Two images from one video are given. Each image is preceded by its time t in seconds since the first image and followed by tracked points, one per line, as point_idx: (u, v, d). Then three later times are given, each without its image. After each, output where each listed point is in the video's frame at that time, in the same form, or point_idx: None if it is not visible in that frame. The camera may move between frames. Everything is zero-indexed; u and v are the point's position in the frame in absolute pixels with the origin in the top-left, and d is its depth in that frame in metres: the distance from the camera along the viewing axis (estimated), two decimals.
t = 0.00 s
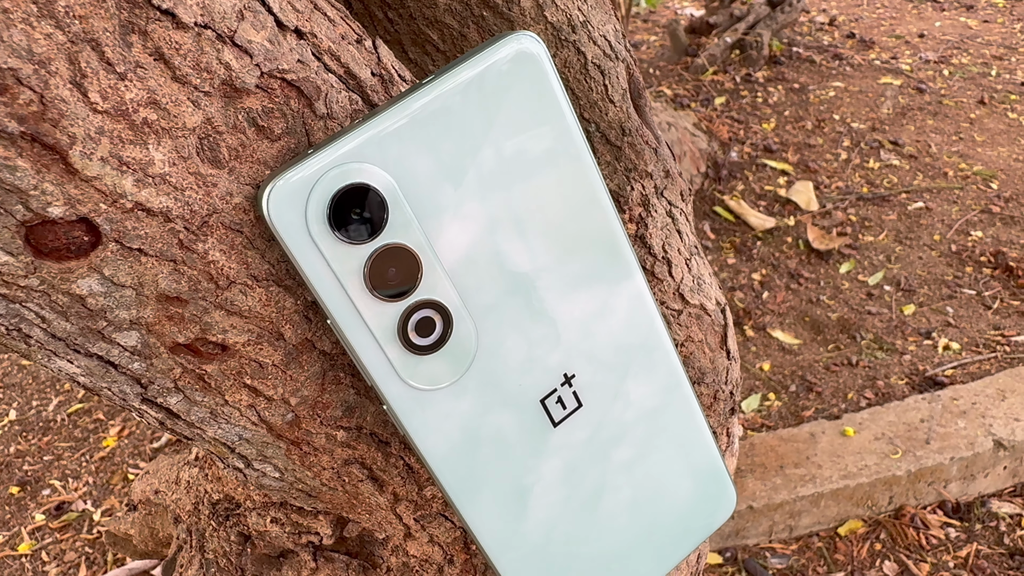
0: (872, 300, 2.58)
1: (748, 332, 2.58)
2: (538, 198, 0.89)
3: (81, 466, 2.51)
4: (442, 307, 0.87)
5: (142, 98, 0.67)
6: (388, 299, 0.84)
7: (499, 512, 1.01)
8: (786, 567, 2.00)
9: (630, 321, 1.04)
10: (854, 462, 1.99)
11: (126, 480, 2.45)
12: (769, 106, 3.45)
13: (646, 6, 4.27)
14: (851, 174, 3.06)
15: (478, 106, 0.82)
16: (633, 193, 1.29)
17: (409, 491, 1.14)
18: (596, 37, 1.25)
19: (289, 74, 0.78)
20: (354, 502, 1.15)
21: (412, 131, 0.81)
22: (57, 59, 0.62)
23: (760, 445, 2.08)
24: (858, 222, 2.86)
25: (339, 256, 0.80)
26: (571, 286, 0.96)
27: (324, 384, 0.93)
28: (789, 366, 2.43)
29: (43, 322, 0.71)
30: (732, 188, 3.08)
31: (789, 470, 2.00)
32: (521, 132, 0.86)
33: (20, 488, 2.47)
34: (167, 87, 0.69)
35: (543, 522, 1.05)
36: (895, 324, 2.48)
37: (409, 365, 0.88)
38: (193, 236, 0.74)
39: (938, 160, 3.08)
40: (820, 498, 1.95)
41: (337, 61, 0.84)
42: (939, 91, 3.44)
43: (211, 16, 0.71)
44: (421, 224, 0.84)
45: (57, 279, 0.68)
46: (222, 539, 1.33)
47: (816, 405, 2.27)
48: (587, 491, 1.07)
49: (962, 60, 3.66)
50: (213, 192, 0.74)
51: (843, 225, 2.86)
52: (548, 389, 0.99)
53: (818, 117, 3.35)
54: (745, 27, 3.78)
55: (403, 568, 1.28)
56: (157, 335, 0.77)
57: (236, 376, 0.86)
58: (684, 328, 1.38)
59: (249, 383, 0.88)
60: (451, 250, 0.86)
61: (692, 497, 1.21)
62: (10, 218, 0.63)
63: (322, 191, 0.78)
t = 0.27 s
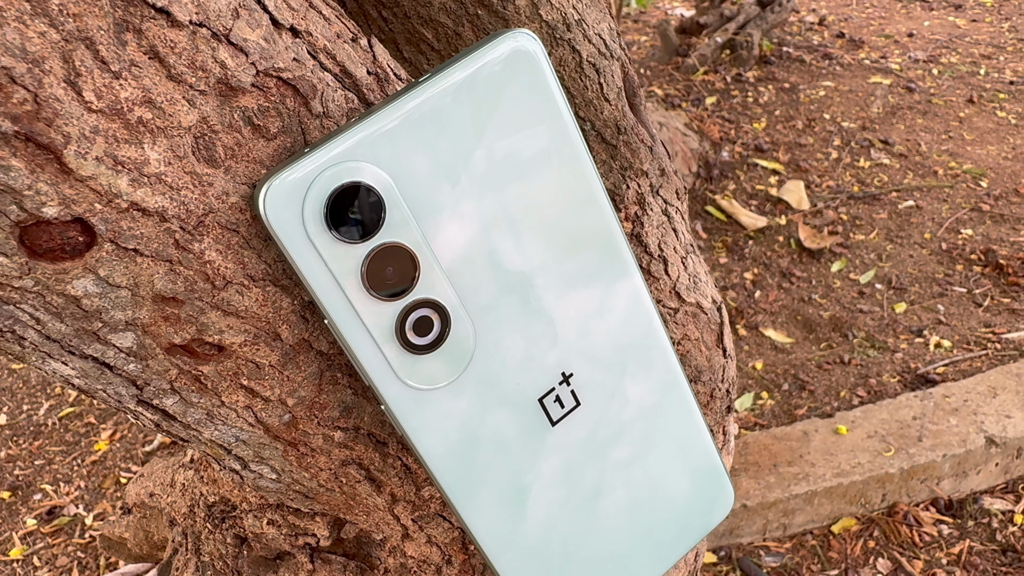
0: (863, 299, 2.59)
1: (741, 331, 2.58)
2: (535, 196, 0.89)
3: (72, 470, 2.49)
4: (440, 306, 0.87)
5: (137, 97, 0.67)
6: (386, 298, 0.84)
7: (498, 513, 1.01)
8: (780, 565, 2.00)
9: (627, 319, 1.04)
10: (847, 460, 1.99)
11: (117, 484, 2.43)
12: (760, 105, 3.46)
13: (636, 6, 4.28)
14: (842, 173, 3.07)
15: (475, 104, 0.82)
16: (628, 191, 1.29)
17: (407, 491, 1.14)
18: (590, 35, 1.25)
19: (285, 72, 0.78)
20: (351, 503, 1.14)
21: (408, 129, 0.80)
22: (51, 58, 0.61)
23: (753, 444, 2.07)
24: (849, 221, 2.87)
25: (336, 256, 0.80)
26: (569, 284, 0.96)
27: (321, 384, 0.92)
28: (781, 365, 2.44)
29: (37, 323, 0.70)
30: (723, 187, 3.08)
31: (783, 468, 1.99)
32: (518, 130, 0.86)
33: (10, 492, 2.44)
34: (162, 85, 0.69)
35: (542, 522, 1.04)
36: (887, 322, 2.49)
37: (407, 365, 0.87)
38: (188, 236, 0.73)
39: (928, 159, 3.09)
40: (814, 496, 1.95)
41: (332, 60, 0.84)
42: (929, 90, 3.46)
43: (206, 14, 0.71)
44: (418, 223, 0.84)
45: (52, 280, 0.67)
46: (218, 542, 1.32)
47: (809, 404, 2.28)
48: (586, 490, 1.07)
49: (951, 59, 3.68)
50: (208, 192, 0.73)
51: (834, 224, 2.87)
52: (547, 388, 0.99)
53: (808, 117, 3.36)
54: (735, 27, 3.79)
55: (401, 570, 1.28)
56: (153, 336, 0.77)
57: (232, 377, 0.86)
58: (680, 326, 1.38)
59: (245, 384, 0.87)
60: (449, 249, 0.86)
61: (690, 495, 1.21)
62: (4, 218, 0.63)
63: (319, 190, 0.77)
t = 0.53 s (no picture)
0: (856, 297, 2.60)
1: (734, 331, 2.59)
2: (534, 193, 0.89)
3: (65, 474, 2.47)
4: (439, 305, 0.87)
5: (134, 94, 0.66)
6: (385, 297, 0.83)
7: (498, 512, 1.00)
8: (776, 563, 2.00)
9: (626, 317, 1.04)
10: (841, 458, 1.99)
11: (110, 488, 2.42)
12: (751, 105, 3.47)
13: (627, 6, 4.28)
14: (834, 172, 3.08)
15: (473, 100, 0.82)
16: (626, 189, 1.29)
17: (406, 492, 1.13)
18: (587, 33, 1.25)
19: (282, 70, 0.77)
20: (351, 504, 1.13)
21: (407, 127, 0.80)
22: (46, 55, 0.60)
23: (748, 443, 2.07)
24: (841, 220, 2.88)
25: (335, 254, 0.79)
26: (568, 282, 0.95)
27: (320, 384, 0.92)
28: (775, 364, 2.44)
29: (32, 324, 0.69)
30: (715, 186, 3.09)
31: (777, 467, 1.99)
32: (516, 127, 0.86)
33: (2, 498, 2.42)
34: (158, 83, 0.68)
35: (542, 521, 1.04)
36: (879, 320, 2.49)
37: (406, 364, 0.87)
38: (186, 235, 0.73)
39: (919, 158, 3.10)
40: (808, 494, 1.95)
41: (329, 57, 0.83)
42: (919, 89, 3.48)
43: (202, 10, 0.70)
44: (417, 221, 0.83)
45: (47, 279, 0.67)
46: (215, 544, 1.31)
47: (803, 402, 2.28)
48: (586, 489, 1.07)
49: (940, 58, 3.69)
50: (205, 190, 0.73)
51: (826, 223, 2.87)
52: (546, 386, 0.98)
53: (799, 116, 3.37)
54: (726, 27, 3.80)
55: (400, 571, 1.27)
56: (150, 336, 0.76)
57: (230, 378, 0.85)
58: (678, 324, 1.38)
59: (243, 385, 0.87)
60: (448, 247, 0.86)
61: (690, 493, 1.21)
62: None
63: (317, 188, 0.77)
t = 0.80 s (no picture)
0: (849, 295, 2.60)
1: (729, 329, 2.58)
2: (537, 189, 0.88)
3: (57, 478, 2.44)
4: (443, 302, 0.86)
5: (135, 91, 0.65)
6: (389, 294, 0.82)
7: (502, 511, 1.00)
8: (772, 562, 2.00)
9: (629, 314, 1.03)
10: (836, 456, 1.98)
11: (104, 492, 2.39)
12: (743, 104, 3.48)
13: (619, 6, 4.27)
14: (826, 171, 3.09)
15: (476, 96, 0.81)
16: (626, 186, 1.29)
17: (409, 491, 1.12)
18: (586, 29, 1.25)
19: (284, 66, 0.77)
20: (352, 504, 1.13)
21: (410, 123, 0.79)
22: (46, 51, 0.60)
23: (743, 441, 2.06)
24: (834, 218, 2.88)
25: (338, 251, 0.78)
26: (571, 278, 0.95)
27: (323, 383, 0.91)
28: (769, 362, 2.44)
29: (33, 324, 0.69)
30: (708, 186, 3.09)
31: (772, 465, 1.99)
32: (519, 123, 0.85)
33: None
34: (160, 79, 0.67)
35: (546, 519, 1.03)
36: (873, 318, 2.49)
37: (410, 362, 0.86)
38: (188, 233, 0.72)
39: (911, 156, 3.11)
40: (804, 492, 1.94)
41: (331, 54, 0.83)
42: (910, 87, 3.48)
43: (203, 6, 0.70)
44: (420, 217, 0.82)
45: (48, 278, 0.66)
46: (215, 546, 1.31)
47: (797, 400, 2.28)
48: (590, 486, 1.06)
49: (931, 57, 3.70)
50: (207, 187, 0.72)
51: (819, 222, 2.87)
52: (550, 384, 0.98)
53: (791, 115, 3.38)
54: (718, 26, 3.80)
55: (402, 571, 1.26)
56: (151, 335, 0.75)
57: (232, 377, 0.85)
58: (679, 321, 1.38)
59: (246, 384, 0.86)
60: (451, 243, 0.85)
61: (693, 490, 1.20)
62: None
63: (320, 185, 0.76)
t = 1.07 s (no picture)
0: (843, 294, 2.59)
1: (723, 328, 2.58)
2: (542, 188, 0.88)
3: (51, 482, 2.41)
4: (448, 301, 0.85)
5: (138, 88, 0.65)
6: (394, 293, 0.82)
7: (508, 511, 0.99)
8: (768, 560, 1.99)
9: (634, 312, 1.03)
10: (832, 454, 1.98)
11: (98, 496, 2.36)
12: (735, 104, 3.48)
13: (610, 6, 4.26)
14: (818, 170, 3.09)
15: (481, 93, 0.81)
16: (627, 184, 1.28)
17: (413, 492, 1.12)
18: (587, 27, 1.24)
19: (287, 63, 0.76)
20: (356, 505, 1.12)
21: (415, 120, 0.78)
22: (49, 48, 0.59)
23: (738, 440, 2.06)
24: (827, 217, 2.88)
25: (344, 250, 0.77)
26: (576, 276, 0.95)
27: (327, 383, 0.91)
28: (764, 361, 2.43)
29: (36, 325, 0.68)
30: (702, 185, 3.09)
31: (768, 463, 1.98)
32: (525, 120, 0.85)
33: None
34: (163, 77, 0.67)
35: (552, 519, 1.03)
36: (866, 316, 2.49)
37: (415, 361, 0.85)
38: (192, 232, 0.71)
39: (902, 155, 3.11)
40: (800, 491, 1.94)
41: (334, 51, 0.82)
42: (901, 86, 3.48)
43: (207, 3, 0.69)
44: (425, 216, 0.82)
45: (51, 279, 0.65)
46: (218, 549, 1.30)
47: (792, 399, 2.27)
48: (596, 486, 1.05)
49: (922, 56, 3.70)
50: (212, 186, 0.71)
51: (812, 220, 2.88)
52: (555, 383, 0.97)
53: (784, 115, 3.38)
54: (710, 26, 3.80)
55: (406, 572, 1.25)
56: (154, 336, 0.75)
57: (236, 378, 0.84)
58: (682, 320, 1.37)
59: (250, 384, 0.85)
60: (457, 242, 0.85)
61: (697, 488, 1.20)
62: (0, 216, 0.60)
63: (325, 183, 0.75)
